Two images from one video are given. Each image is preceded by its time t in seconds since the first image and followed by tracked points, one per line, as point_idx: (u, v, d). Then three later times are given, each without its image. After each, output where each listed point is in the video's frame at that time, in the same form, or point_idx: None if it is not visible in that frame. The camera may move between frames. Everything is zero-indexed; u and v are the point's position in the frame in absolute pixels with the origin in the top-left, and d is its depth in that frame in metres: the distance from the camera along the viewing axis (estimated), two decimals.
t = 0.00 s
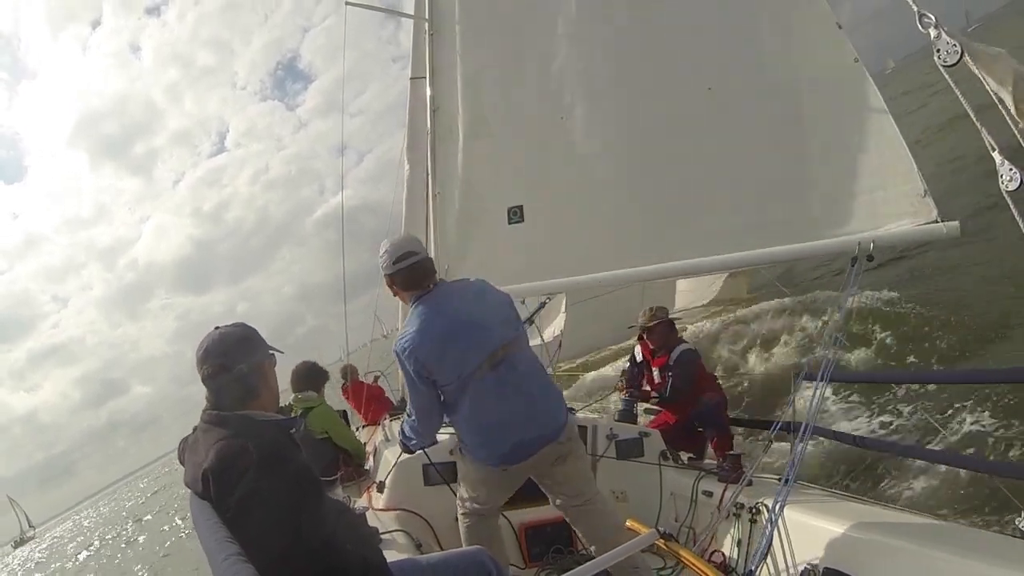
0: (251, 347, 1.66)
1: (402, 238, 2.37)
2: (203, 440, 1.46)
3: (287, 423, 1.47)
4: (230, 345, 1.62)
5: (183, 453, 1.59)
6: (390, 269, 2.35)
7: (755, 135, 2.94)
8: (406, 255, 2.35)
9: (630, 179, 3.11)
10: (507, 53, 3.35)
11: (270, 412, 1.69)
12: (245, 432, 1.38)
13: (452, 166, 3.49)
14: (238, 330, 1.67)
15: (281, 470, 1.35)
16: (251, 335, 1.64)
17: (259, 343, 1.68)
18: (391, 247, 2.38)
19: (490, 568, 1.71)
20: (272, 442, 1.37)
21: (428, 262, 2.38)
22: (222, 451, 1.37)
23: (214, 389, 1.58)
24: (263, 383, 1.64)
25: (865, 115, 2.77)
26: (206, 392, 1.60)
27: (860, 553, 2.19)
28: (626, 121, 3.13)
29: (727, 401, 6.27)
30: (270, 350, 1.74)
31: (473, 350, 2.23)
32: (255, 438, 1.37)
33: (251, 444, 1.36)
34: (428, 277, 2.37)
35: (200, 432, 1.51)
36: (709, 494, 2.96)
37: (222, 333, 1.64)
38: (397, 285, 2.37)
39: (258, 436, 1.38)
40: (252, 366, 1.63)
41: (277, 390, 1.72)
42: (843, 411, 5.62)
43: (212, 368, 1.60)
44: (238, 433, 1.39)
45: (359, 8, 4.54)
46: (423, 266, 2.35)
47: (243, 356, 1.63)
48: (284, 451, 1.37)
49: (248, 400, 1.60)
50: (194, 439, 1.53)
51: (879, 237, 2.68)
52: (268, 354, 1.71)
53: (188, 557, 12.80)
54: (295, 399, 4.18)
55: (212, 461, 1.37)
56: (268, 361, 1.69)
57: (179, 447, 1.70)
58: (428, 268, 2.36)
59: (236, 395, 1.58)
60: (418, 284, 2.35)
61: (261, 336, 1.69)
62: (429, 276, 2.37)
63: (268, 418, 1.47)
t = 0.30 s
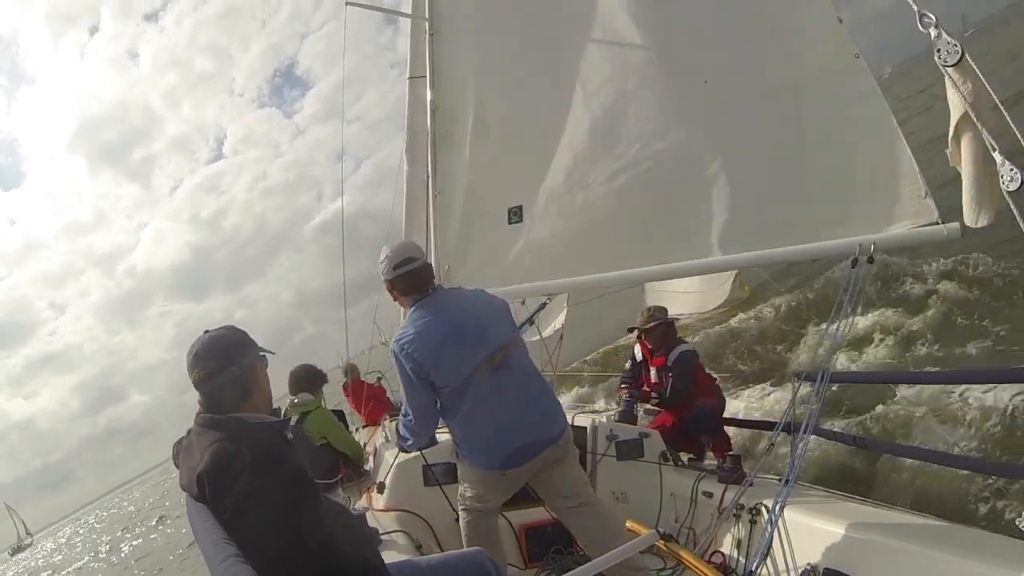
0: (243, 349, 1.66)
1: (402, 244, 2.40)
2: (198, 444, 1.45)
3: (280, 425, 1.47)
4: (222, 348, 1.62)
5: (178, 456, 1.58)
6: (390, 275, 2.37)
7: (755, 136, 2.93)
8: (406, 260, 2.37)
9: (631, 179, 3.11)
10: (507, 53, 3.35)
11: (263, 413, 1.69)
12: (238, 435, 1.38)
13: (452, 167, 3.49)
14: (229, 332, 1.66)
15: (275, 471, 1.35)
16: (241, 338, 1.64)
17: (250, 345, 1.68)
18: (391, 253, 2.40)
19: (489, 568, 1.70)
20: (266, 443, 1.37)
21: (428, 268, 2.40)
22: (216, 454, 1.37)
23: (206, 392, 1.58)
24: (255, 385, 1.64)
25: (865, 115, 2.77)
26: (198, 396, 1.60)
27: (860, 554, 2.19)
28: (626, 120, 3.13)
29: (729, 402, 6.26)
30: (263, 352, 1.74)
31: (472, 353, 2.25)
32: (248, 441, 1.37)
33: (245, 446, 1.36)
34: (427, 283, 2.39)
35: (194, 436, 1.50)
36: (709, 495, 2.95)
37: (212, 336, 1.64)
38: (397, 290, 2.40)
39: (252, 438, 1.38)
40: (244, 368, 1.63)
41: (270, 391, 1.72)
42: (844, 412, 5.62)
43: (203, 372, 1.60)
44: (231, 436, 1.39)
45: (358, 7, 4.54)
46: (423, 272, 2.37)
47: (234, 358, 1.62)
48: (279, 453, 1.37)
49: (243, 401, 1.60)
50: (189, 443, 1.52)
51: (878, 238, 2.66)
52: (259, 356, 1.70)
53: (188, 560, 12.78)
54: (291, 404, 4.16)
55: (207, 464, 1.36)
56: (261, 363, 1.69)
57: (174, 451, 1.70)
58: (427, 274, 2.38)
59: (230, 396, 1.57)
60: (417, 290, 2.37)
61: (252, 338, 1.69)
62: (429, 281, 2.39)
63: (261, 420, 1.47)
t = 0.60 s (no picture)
0: (252, 345, 1.66)
1: (398, 245, 2.41)
2: (205, 438, 1.46)
3: (288, 421, 1.47)
4: (232, 344, 1.62)
5: (185, 451, 1.59)
6: (388, 275, 2.39)
7: (756, 137, 2.94)
8: (403, 262, 2.38)
9: (631, 180, 3.12)
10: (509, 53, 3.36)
11: (270, 410, 1.69)
12: (246, 430, 1.39)
13: (453, 168, 3.49)
14: (239, 328, 1.67)
15: (281, 467, 1.35)
16: (251, 335, 1.64)
17: (259, 341, 1.68)
18: (389, 254, 2.41)
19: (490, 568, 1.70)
20: (274, 439, 1.37)
21: (425, 270, 2.41)
22: (224, 449, 1.38)
23: (215, 387, 1.59)
24: (264, 381, 1.65)
25: (866, 114, 2.81)
26: (207, 392, 1.61)
27: (858, 555, 2.19)
28: (628, 121, 3.14)
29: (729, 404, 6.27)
30: (273, 348, 1.74)
31: (467, 348, 2.26)
32: (256, 436, 1.37)
33: (253, 441, 1.37)
34: (424, 284, 2.40)
35: (202, 431, 1.51)
36: (709, 495, 2.96)
37: (223, 332, 1.64)
38: (395, 291, 2.41)
39: (259, 433, 1.38)
40: (253, 364, 1.63)
41: (278, 387, 1.72)
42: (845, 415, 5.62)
43: (212, 367, 1.61)
44: (239, 431, 1.40)
45: (361, 10, 4.56)
46: (420, 273, 2.39)
47: (244, 354, 1.62)
48: (285, 448, 1.37)
49: (249, 397, 1.60)
50: (196, 437, 1.53)
51: (879, 240, 2.67)
52: (269, 352, 1.71)
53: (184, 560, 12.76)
54: (290, 403, 4.17)
55: (215, 458, 1.37)
56: (269, 360, 1.69)
57: (181, 445, 1.71)
58: (424, 275, 2.40)
59: (236, 393, 1.58)
60: (415, 291, 2.39)
61: (262, 334, 1.69)
62: (426, 282, 2.41)
63: (270, 416, 1.47)
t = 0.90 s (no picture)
0: (242, 347, 1.65)
1: (402, 246, 2.42)
2: (200, 439, 1.45)
3: (282, 419, 1.47)
4: (222, 346, 1.62)
5: (180, 454, 1.58)
6: (389, 275, 2.39)
7: (756, 135, 2.94)
8: (404, 262, 2.39)
9: (631, 179, 3.11)
10: (508, 51, 3.35)
11: (264, 408, 1.69)
12: (240, 430, 1.38)
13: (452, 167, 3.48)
14: (228, 330, 1.66)
15: (277, 466, 1.34)
16: (241, 336, 1.64)
17: (250, 342, 1.67)
18: (391, 254, 2.42)
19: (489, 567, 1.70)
20: (268, 438, 1.38)
21: (427, 269, 2.41)
22: (218, 448, 1.37)
23: (207, 389, 1.58)
24: (256, 382, 1.64)
25: (865, 111, 2.81)
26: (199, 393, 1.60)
27: (859, 553, 2.18)
28: (627, 119, 3.13)
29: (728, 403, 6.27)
30: (263, 349, 1.74)
31: (465, 344, 2.25)
32: (250, 436, 1.37)
33: (247, 440, 1.37)
34: (426, 282, 2.41)
35: (196, 432, 1.50)
36: (708, 494, 2.96)
37: (213, 334, 1.64)
38: (395, 290, 2.41)
39: (253, 433, 1.38)
40: (245, 365, 1.63)
41: (271, 388, 1.71)
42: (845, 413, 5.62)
43: (203, 369, 1.60)
44: (233, 432, 1.39)
45: (359, 7, 4.54)
46: (422, 272, 2.39)
47: (235, 355, 1.62)
48: (280, 448, 1.37)
49: (244, 398, 1.60)
50: (190, 440, 1.52)
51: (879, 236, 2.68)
52: (259, 353, 1.70)
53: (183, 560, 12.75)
54: (286, 399, 4.18)
55: (209, 458, 1.37)
56: (260, 360, 1.69)
57: (176, 450, 1.70)
58: (426, 274, 2.40)
59: (230, 394, 1.57)
60: (417, 289, 2.39)
61: (252, 336, 1.68)
62: (428, 281, 2.41)
63: (264, 416, 1.47)
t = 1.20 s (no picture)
0: (241, 344, 1.65)
1: (401, 251, 2.41)
2: (199, 436, 1.45)
3: (281, 416, 1.47)
4: (220, 343, 1.62)
5: (180, 452, 1.58)
6: (389, 280, 2.39)
7: (757, 137, 2.94)
8: (403, 267, 2.39)
9: (632, 180, 3.12)
10: (509, 51, 3.36)
11: (263, 405, 1.69)
12: (239, 427, 1.38)
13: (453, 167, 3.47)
14: (226, 326, 1.66)
15: (276, 463, 1.34)
16: (239, 333, 1.64)
17: (249, 339, 1.68)
18: (391, 260, 2.42)
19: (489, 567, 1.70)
20: (267, 435, 1.37)
21: (427, 274, 2.42)
22: (217, 445, 1.37)
23: (207, 386, 1.59)
24: (254, 379, 1.65)
25: (865, 112, 2.81)
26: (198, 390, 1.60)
27: (860, 555, 2.18)
28: (628, 120, 3.13)
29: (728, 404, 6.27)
30: (261, 346, 1.74)
31: (468, 350, 2.25)
32: (250, 433, 1.37)
33: (246, 437, 1.36)
34: (426, 287, 2.40)
35: (196, 430, 1.51)
36: (708, 495, 2.96)
37: (211, 331, 1.63)
38: (396, 297, 2.42)
39: (252, 429, 1.38)
40: (244, 362, 1.63)
41: (270, 385, 1.72)
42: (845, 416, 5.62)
43: (202, 367, 1.60)
44: (231, 429, 1.39)
45: (359, 7, 4.54)
46: (421, 277, 2.39)
47: (234, 352, 1.62)
48: (279, 444, 1.37)
49: (243, 396, 1.60)
50: (190, 438, 1.52)
51: (879, 238, 2.69)
52: (258, 350, 1.70)
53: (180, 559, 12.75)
54: (289, 397, 4.21)
55: (208, 455, 1.37)
56: (259, 357, 1.69)
57: (176, 447, 1.70)
58: (426, 278, 2.40)
59: (229, 391, 1.58)
60: (416, 295, 2.38)
61: (251, 333, 1.68)
62: (428, 285, 2.41)
63: (262, 413, 1.47)
